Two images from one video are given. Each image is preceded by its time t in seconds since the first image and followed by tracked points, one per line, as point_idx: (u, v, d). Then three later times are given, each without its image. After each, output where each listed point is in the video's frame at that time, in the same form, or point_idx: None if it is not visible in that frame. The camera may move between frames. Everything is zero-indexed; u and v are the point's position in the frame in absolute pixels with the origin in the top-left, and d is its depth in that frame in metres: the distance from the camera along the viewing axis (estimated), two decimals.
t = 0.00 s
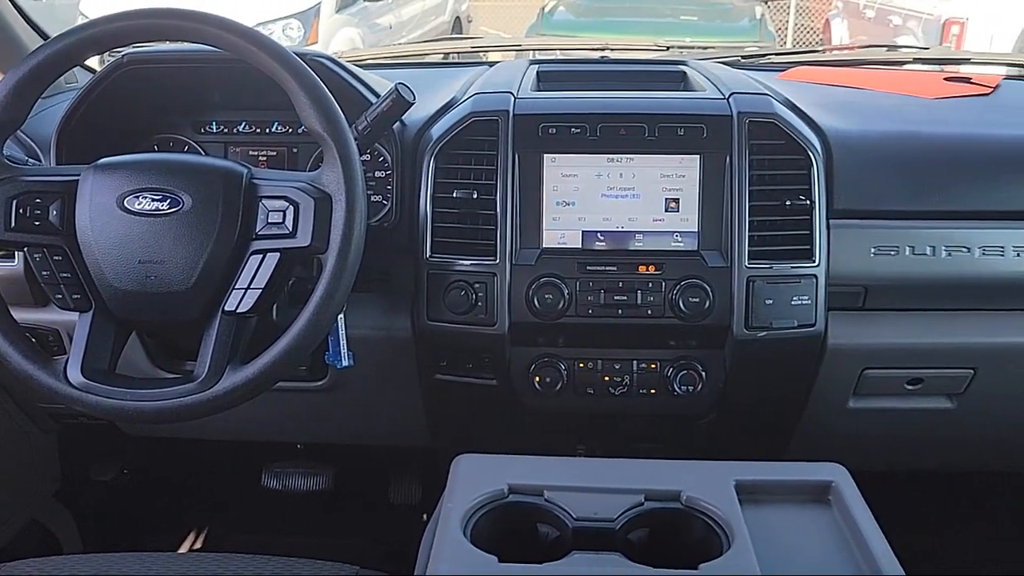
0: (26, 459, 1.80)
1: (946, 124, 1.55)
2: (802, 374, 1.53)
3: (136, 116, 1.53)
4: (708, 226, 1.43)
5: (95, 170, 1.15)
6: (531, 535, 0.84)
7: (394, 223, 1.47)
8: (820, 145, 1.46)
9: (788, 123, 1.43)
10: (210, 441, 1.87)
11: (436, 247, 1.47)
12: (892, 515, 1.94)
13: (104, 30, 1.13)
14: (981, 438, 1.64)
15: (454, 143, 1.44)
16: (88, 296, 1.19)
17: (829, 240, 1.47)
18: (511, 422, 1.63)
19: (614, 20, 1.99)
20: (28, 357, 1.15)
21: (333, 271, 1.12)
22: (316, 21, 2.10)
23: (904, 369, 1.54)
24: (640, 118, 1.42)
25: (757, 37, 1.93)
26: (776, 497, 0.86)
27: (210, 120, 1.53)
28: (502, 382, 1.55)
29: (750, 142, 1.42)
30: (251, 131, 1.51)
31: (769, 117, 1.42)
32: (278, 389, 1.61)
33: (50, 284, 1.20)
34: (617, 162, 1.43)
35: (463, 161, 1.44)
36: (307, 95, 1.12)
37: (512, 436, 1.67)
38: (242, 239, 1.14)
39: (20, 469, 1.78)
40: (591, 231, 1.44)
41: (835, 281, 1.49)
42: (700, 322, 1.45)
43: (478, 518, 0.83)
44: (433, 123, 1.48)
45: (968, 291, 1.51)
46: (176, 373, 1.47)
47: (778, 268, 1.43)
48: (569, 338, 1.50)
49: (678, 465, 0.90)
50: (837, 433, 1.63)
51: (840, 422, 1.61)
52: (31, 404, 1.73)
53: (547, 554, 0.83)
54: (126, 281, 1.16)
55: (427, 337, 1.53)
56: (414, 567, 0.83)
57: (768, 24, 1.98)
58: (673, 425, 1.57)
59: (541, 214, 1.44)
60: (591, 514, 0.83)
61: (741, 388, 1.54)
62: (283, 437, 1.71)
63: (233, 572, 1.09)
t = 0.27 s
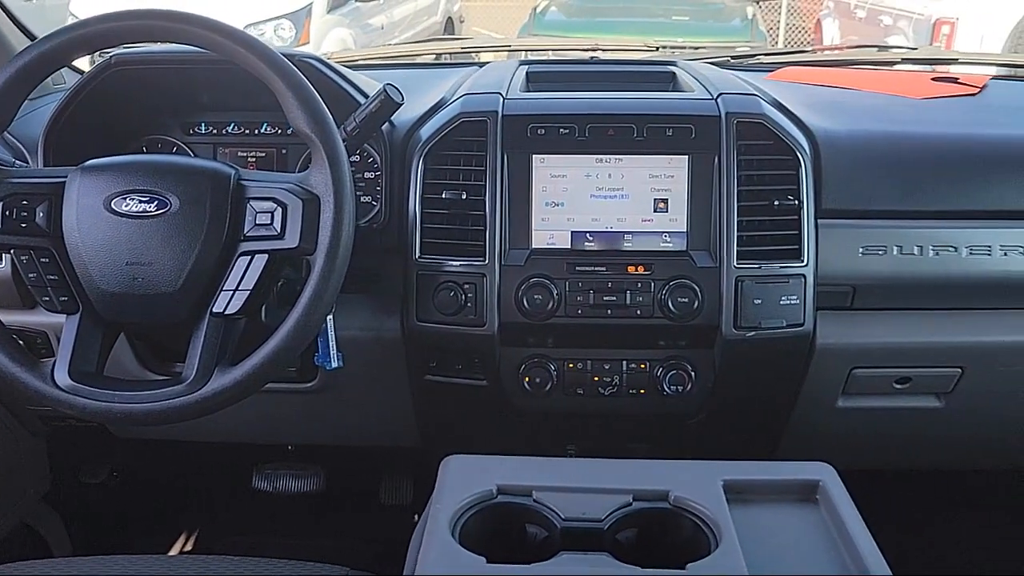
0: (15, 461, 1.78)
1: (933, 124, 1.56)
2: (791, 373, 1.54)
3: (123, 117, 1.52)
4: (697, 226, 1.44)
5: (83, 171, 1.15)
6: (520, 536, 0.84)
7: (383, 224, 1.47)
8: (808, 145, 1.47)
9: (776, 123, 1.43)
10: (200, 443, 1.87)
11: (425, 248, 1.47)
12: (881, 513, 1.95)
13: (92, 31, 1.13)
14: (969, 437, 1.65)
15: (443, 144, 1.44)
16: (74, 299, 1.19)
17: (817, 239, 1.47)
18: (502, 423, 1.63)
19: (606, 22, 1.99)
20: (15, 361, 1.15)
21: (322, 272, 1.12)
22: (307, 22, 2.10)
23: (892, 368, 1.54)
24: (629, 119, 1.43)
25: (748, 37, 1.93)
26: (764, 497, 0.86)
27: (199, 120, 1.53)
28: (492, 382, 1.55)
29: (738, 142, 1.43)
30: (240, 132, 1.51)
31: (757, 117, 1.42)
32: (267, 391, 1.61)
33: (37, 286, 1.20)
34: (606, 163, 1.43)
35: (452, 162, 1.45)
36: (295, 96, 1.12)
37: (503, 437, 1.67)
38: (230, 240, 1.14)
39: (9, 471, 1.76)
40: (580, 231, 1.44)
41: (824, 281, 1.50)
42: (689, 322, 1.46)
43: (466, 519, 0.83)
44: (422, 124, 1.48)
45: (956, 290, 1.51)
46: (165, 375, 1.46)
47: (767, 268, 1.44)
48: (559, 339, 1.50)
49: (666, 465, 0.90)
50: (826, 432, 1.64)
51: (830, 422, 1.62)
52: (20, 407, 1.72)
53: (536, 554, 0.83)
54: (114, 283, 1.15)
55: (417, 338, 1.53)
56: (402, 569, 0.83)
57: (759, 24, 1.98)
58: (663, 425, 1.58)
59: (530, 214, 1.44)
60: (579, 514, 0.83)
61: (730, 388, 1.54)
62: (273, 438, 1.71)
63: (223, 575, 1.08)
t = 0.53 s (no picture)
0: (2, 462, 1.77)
1: (920, 123, 1.56)
2: (779, 372, 1.54)
3: (110, 118, 1.52)
4: (684, 225, 1.44)
5: (68, 171, 1.15)
6: (507, 535, 0.84)
7: (371, 224, 1.47)
8: (796, 144, 1.47)
9: (763, 122, 1.43)
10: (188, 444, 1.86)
11: (413, 248, 1.47)
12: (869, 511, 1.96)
13: (80, 30, 1.13)
14: (956, 435, 1.65)
15: (430, 144, 1.44)
16: (61, 299, 1.18)
17: (805, 238, 1.48)
18: (490, 423, 1.63)
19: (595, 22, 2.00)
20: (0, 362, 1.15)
21: (308, 272, 1.12)
22: (298, 24, 2.10)
23: (879, 366, 1.55)
24: (616, 118, 1.43)
25: (740, 37, 1.94)
26: (750, 495, 0.86)
27: (186, 120, 1.52)
28: (480, 382, 1.55)
29: (725, 142, 1.43)
30: (227, 132, 1.50)
31: (744, 116, 1.43)
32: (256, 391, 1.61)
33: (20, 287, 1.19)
34: (594, 162, 1.43)
35: (439, 162, 1.45)
36: (281, 97, 1.12)
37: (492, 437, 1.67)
38: (217, 240, 1.14)
39: None
40: (568, 231, 1.44)
41: (811, 280, 1.50)
42: (677, 321, 1.46)
43: (453, 519, 0.83)
44: (410, 124, 1.48)
45: (942, 289, 1.52)
46: (153, 376, 1.46)
47: (754, 267, 1.44)
48: (547, 338, 1.50)
49: (653, 464, 0.90)
50: (814, 430, 1.64)
51: (818, 420, 1.62)
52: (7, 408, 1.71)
53: (523, 553, 0.83)
54: (100, 283, 1.16)
55: (405, 337, 1.52)
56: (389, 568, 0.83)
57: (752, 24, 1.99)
58: (651, 424, 1.58)
59: (518, 214, 1.44)
60: (566, 514, 0.83)
61: (718, 386, 1.55)
62: (261, 439, 1.70)
63: None
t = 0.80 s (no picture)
0: None
1: (905, 122, 1.57)
2: (765, 370, 1.54)
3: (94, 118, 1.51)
4: (670, 224, 1.44)
5: (51, 171, 1.16)
6: (492, 534, 0.84)
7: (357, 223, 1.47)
8: (781, 143, 1.47)
9: (748, 121, 1.44)
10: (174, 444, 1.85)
11: (400, 248, 1.46)
12: (856, 508, 1.97)
13: (70, 27, 1.13)
14: (942, 432, 1.66)
15: (416, 143, 1.44)
16: (44, 300, 1.18)
17: (790, 237, 1.48)
18: (477, 423, 1.62)
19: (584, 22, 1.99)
20: None
21: (293, 271, 1.12)
22: (287, 23, 2.10)
23: (865, 364, 1.55)
24: (602, 118, 1.43)
25: (728, 37, 1.94)
26: (735, 494, 0.86)
27: (171, 121, 1.52)
28: (467, 382, 1.55)
29: (711, 141, 1.43)
30: (213, 132, 1.50)
31: (729, 115, 1.43)
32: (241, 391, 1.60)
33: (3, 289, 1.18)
34: (579, 161, 1.43)
35: (425, 161, 1.44)
36: (266, 96, 1.12)
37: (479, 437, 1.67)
38: (202, 239, 1.15)
39: None
40: (554, 229, 1.44)
41: (797, 278, 1.50)
42: (663, 320, 1.46)
43: (438, 517, 0.83)
44: (396, 123, 1.48)
45: (928, 287, 1.52)
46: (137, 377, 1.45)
47: (740, 265, 1.44)
48: (534, 337, 1.50)
49: (638, 462, 0.90)
50: (801, 428, 1.64)
51: (804, 418, 1.63)
52: None
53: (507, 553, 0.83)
54: (82, 284, 1.15)
55: (391, 337, 1.52)
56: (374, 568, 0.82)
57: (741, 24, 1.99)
58: (638, 423, 1.58)
59: (504, 213, 1.44)
60: (551, 512, 0.83)
61: (704, 384, 1.55)
62: (248, 439, 1.70)
63: None
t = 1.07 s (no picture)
0: None
1: (891, 120, 1.57)
2: (753, 368, 1.55)
3: (79, 118, 1.50)
4: (658, 223, 1.44)
5: (36, 171, 1.16)
6: (478, 532, 0.84)
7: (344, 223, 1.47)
8: (768, 141, 1.47)
9: (736, 119, 1.44)
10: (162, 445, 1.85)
11: (387, 247, 1.46)
12: (845, 505, 1.98)
13: (59, 25, 1.13)
14: (929, 430, 1.66)
15: (403, 142, 1.44)
16: (28, 299, 1.19)
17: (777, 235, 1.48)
18: (465, 422, 1.62)
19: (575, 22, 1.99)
20: None
21: (280, 270, 1.12)
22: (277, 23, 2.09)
23: (852, 362, 1.56)
24: (589, 116, 1.43)
25: (719, 37, 1.94)
26: (721, 492, 0.86)
27: (157, 120, 1.51)
28: (455, 381, 1.55)
29: (698, 139, 1.43)
30: (200, 130, 1.49)
31: (716, 113, 1.43)
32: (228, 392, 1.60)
33: None
34: (567, 160, 1.43)
35: (412, 160, 1.44)
36: (253, 95, 1.12)
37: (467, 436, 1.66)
38: (187, 239, 1.15)
39: None
40: (542, 228, 1.44)
41: (784, 276, 1.51)
42: (651, 318, 1.46)
43: (425, 516, 0.82)
44: (383, 122, 1.48)
45: (915, 284, 1.53)
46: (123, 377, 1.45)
47: (727, 263, 1.44)
48: (522, 336, 1.50)
49: (624, 461, 0.90)
50: (789, 426, 1.65)
51: (792, 416, 1.63)
52: None
53: (494, 551, 0.83)
54: (67, 284, 1.15)
55: (379, 336, 1.52)
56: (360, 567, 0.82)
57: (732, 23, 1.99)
58: (625, 421, 1.58)
59: (491, 212, 1.44)
60: (538, 511, 0.83)
61: (692, 383, 1.55)
62: (236, 439, 1.70)
63: None
